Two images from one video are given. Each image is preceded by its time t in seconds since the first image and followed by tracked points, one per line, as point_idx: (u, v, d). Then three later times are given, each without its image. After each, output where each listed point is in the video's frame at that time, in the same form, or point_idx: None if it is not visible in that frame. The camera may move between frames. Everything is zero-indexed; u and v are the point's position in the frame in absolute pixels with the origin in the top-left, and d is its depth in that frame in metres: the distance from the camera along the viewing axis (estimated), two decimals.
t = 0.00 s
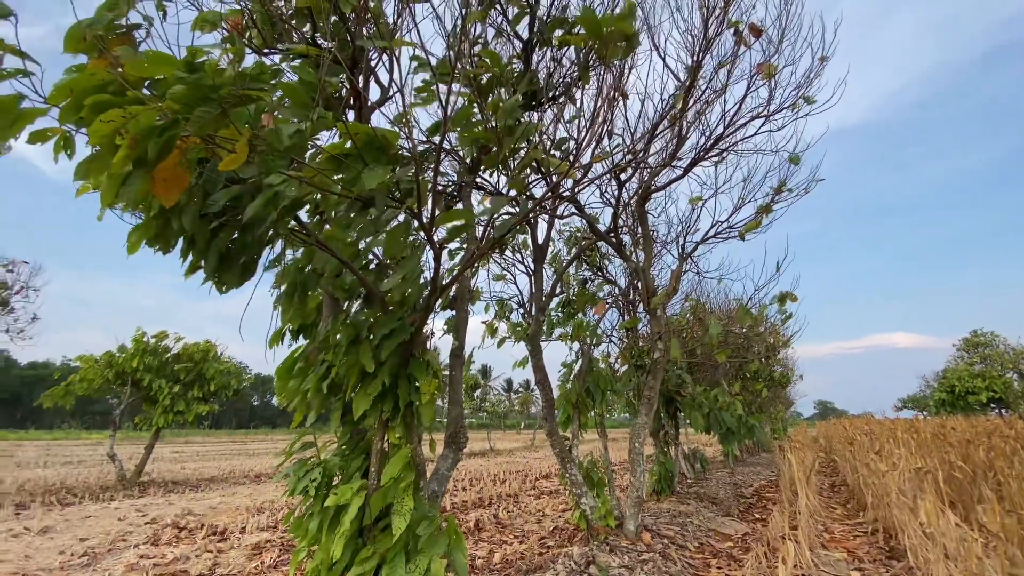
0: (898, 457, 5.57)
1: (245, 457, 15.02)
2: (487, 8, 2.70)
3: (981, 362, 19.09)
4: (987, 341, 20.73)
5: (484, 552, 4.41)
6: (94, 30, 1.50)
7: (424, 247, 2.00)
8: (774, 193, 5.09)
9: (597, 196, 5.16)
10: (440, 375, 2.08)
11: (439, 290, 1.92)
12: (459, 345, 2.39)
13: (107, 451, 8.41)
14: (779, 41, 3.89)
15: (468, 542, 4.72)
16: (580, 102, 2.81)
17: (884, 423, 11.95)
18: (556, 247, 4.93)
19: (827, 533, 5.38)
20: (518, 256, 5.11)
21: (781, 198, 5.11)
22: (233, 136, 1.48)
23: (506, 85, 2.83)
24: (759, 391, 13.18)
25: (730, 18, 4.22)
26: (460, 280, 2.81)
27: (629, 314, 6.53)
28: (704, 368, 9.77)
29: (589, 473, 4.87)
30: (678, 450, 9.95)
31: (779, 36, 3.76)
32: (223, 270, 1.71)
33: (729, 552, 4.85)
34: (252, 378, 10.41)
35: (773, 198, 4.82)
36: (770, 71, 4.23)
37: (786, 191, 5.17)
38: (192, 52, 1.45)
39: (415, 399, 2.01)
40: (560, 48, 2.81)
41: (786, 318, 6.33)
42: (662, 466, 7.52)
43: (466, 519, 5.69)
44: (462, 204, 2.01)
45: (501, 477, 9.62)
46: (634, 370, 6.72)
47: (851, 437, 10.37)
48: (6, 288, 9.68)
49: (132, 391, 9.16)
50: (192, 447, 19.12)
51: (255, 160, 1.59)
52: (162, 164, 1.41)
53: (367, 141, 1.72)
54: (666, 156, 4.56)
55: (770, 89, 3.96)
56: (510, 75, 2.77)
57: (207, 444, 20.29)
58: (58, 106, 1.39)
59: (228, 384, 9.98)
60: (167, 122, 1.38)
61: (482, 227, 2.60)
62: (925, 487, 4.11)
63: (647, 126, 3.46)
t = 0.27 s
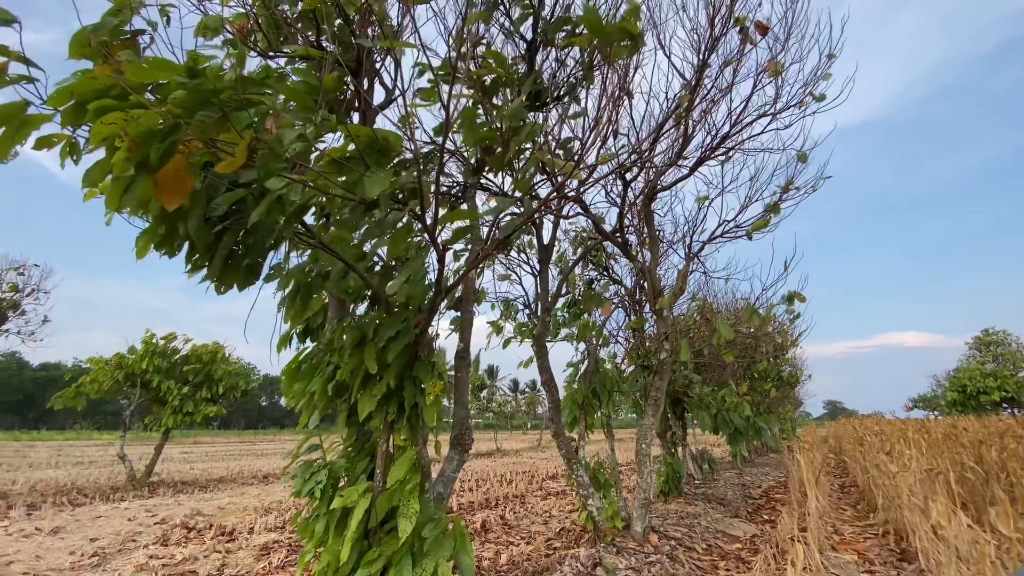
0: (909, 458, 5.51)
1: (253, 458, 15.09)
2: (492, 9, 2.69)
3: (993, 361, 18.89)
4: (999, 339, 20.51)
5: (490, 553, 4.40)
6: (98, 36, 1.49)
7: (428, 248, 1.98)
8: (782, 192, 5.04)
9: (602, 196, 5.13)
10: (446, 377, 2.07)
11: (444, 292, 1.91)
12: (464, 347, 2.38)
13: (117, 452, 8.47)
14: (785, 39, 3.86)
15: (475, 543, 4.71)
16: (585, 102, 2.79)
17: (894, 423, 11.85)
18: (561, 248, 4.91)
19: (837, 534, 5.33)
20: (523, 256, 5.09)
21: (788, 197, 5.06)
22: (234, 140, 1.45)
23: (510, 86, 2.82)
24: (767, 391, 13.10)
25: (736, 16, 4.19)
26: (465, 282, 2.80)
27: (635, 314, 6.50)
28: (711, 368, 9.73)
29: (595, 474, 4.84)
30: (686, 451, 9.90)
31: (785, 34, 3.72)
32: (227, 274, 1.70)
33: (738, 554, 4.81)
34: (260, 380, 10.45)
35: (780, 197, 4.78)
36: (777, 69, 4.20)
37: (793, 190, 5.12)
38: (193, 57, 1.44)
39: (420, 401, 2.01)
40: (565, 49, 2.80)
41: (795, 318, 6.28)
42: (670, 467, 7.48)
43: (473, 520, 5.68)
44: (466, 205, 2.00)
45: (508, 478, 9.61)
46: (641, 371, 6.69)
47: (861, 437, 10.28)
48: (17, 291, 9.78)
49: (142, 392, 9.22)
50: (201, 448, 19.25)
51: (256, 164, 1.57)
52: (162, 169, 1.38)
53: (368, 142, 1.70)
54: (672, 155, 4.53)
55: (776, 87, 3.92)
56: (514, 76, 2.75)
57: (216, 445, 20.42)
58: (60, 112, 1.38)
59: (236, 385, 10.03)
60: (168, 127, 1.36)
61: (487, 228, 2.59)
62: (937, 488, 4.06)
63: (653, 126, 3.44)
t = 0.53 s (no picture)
0: (916, 458, 5.46)
1: (259, 458, 15.14)
2: (494, 8, 2.68)
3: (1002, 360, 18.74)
4: (1008, 339, 20.37)
5: (494, 554, 4.39)
6: (101, 38, 1.49)
7: (430, 249, 1.97)
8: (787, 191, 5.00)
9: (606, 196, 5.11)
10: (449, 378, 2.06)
11: (446, 294, 1.90)
12: (467, 347, 2.37)
13: (124, 452, 8.50)
14: (791, 36, 3.83)
15: (479, 544, 4.70)
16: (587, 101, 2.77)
17: (901, 423, 11.77)
18: (564, 248, 4.89)
19: (844, 535, 5.29)
20: (526, 257, 5.08)
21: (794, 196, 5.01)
22: (235, 142, 1.45)
23: (513, 86, 2.81)
24: (773, 391, 13.03)
25: (740, 14, 4.16)
26: (468, 282, 2.78)
27: (640, 314, 6.48)
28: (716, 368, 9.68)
29: (599, 474, 4.83)
30: (691, 451, 9.87)
31: (791, 31, 3.69)
32: (231, 274, 1.69)
33: (744, 555, 4.78)
34: (265, 380, 10.47)
35: (786, 195, 4.74)
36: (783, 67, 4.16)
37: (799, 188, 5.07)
38: (194, 58, 1.43)
39: (423, 402, 2.00)
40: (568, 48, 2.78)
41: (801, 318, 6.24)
42: (675, 467, 7.45)
43: (477, 520, 5.67)
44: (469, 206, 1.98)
45: (513, 478, 9.60)
46: (645, 371, 6.66)
47: (868, 437, 10.22)
48: (25, 292, 9.84)
49: (148, 393, 9.26)
50: (207, 448, 19.33)
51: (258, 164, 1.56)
52: (167, 171, 1.37)
53: (370, 143, 1.69)
54: (676, 154, 4.50)
55: (782, 85, 3.89)
56: (517, 76, 2.74)
57: (222, 445, 20.51)
58: (63, 114, 1.38)
59: (242, 386, 10.05)
60: (169, 129, 1.36)
61: (490, 228, 2.57)
62: (945, 489, 4.02)
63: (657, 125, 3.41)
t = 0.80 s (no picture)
0: (922, 457, 5.43)
1: (263, 457, 15.18)
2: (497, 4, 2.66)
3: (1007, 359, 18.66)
4: (1013, 338, 20.28)
5: (498, 552, 4.38)
6: (104, 29, 1.47)
7: (433, 245, 1.96)
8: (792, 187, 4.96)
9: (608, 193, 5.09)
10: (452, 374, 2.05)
11: (450, 289, 1.89)
12: (470, 344, 2.35)
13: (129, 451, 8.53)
14: (795, 31, 3.80)
15: (482, 542, 4.69)
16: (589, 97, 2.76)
17: (906, 422, 11.72)
18: (567, 246, 4.88)
19: (849, 534, 5.26)
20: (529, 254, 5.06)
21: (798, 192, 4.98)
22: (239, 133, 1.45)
23: (517, 82, 2.79)
24: (777, 390, 13.00)
25: (745, 9, 4.13)
26: (471, 279, 2.77)
27: (643, 312, 6.46)
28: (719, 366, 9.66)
29: (603, 472, 4.81)
30: (694, 450, 9.85)
31: (795, 26, 3.67)
32: (235, 268, 1.68)
33: (747, 553, 4.77)
34: (269, 380, 10.50)
35: (791, 192, 4.72)
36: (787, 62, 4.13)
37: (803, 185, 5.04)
38: (198, 48, 1.42)
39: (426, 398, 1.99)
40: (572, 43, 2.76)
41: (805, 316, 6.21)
42: (678, 466, 7.44)
43: (480, 519, 5.67)
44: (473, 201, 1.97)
45: (516, 477, 9.60)
46: (649, 369, 6.64)
47: (872, 436, 10.18)
48: (30, 291, 9.88)
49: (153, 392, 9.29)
50: (211, 447, 19.41)
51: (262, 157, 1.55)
52: (172, 161, 1.39)
53: (374, 136, 1.67)
54: (680, 150, 4.48)
55: (786, 80, 3.87)
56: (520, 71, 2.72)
57: (226, 444, 20.60)
58: (67, 104, 1.37)
59: (246, 385, 10.08)
60: (172, 119, 1.34)
61: (493, 224, 2.56)
62: (951, 487, 3.99)
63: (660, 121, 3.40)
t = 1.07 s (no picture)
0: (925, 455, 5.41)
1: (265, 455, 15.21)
2: None
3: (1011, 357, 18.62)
4: (1016, 336, 20.24)
5: (499, 550, 4.38)
6: (100, 24, 1.46)
7: (434, 242, 1.94)
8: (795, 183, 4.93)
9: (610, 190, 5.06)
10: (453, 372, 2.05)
11: (451, 286, 1.87)
12: (472, 342, 2.34)
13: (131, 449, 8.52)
14: (799, 26, 3.77)
15: (483, 540, 4.68)
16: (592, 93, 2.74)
17: (909, 420, 11.70)
18: (569, 243, 4.86)
19: (852, 532, 5.25)
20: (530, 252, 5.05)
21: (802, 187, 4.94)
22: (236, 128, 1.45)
23: (519, 78, 2.77)
24: (779, 388, 12.96)
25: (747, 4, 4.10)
26: (472, 276, 2.75)
27: (644, 310, 6.44)
28: (721, 364, 9.64)
29: (604, 470, 4.80)
30: (697, 448, 9.83)
31: (799, 21, 3.64)
32: (235, 266, 1.67)
33: (750, 551, 4.75)
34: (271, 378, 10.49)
35: (793, 189, 4.70)
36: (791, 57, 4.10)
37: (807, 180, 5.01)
38: (195, 41, 1.41)
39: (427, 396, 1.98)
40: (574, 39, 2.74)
41: (808, 314, 6.18)
42: (680, 464, 7.43)
43: (482, 516, 5.66)
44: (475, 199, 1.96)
45: (518, 475, 9.60)
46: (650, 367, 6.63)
47: (875, 434, 10.16)
48: (32, 290, 9.88)
49: (154, 389, 9.28)
50: (213, 445, 19.46)
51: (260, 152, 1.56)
52: (167, 155, 1.39)
53: (374, 131, 1.65)
54: (682, 147, 4.46)
55: (789, 76, 3.84)
56: (522, 67, 2.70)
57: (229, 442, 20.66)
58: (62, 99, 1.36)
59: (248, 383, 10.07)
60: (168, 113, 1.34)
61: (495, 221, 2.54)
62: (955, 485, 3.97)
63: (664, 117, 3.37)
